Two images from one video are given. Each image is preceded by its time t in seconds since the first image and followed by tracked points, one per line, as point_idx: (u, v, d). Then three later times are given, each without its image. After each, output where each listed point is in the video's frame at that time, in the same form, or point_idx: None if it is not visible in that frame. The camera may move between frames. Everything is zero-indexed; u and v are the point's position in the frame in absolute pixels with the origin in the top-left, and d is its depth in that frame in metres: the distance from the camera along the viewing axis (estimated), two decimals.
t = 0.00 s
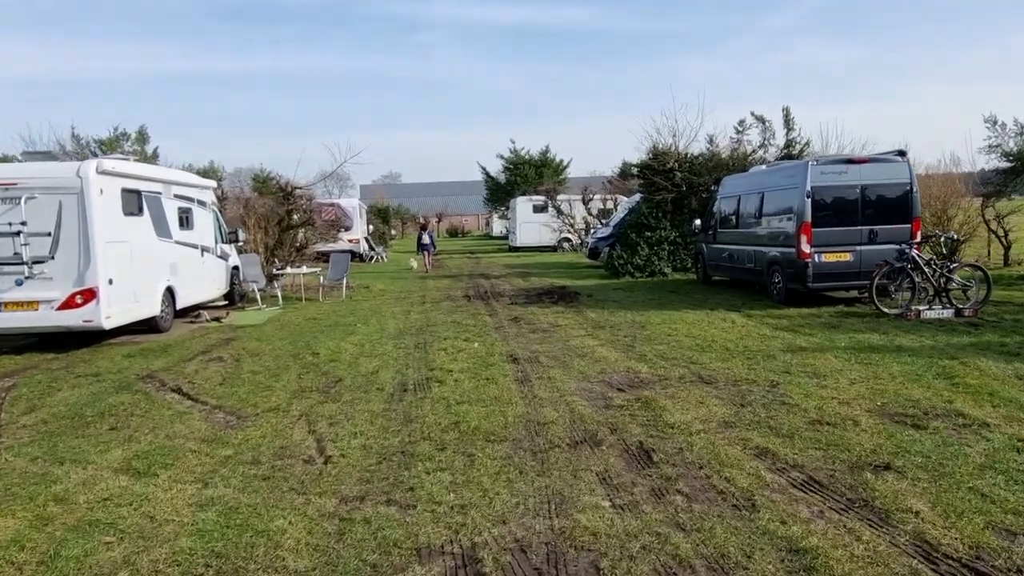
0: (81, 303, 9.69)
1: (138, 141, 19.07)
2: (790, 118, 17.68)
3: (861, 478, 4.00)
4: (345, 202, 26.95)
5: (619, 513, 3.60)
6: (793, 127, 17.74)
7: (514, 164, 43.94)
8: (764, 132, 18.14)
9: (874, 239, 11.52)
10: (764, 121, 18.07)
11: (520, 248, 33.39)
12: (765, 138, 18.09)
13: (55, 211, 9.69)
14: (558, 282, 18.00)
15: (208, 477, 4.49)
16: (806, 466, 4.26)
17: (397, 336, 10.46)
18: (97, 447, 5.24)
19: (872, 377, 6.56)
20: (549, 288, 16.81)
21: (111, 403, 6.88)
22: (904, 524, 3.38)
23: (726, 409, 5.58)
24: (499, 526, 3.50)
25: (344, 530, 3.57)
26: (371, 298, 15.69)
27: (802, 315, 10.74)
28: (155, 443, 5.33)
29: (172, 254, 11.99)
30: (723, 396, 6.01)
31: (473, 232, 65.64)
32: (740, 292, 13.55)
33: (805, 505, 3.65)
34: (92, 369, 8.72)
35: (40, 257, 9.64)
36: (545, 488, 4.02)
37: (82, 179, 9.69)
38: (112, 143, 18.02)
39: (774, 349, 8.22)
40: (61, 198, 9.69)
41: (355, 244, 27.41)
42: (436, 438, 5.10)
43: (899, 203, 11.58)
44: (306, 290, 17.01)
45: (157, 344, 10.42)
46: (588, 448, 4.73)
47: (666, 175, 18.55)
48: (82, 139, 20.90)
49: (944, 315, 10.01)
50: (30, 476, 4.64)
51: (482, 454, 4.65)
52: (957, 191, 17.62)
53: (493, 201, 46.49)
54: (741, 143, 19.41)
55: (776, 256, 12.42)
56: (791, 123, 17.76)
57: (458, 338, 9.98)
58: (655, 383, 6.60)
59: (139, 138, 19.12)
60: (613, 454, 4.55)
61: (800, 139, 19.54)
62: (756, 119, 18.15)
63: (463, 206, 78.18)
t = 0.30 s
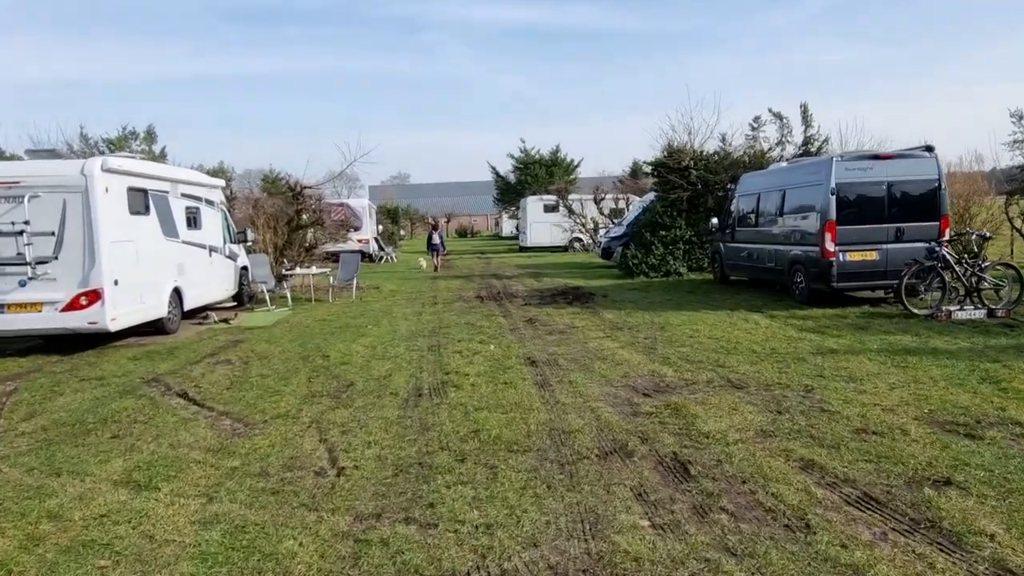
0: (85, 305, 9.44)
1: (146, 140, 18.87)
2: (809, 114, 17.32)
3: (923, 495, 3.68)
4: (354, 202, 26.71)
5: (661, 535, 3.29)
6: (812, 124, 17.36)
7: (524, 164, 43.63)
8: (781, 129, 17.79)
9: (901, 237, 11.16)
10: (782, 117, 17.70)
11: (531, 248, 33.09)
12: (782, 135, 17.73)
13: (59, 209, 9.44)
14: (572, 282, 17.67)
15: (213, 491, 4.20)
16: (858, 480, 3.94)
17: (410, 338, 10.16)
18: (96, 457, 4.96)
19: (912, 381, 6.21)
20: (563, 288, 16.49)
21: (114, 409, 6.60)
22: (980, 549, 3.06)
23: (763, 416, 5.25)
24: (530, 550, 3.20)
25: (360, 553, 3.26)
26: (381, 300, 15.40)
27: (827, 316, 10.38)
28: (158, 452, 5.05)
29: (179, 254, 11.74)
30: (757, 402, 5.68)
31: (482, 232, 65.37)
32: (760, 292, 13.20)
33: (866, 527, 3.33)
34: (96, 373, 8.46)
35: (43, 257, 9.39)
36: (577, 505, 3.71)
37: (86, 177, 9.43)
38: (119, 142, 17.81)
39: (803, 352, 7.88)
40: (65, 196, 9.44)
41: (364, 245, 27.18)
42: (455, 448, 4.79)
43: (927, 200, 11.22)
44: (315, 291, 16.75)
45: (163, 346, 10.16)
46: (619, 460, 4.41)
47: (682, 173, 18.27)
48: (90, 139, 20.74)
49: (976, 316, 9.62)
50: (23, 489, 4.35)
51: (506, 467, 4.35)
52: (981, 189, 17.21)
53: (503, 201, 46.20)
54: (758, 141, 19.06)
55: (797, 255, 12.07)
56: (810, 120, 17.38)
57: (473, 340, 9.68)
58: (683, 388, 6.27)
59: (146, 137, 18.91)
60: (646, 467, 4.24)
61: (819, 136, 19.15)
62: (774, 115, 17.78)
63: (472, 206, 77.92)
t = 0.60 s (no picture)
0: (98, 309, 9.22)
1: (163, 140, 18.73)
2: (839, 114, 16.86)
3: (1004, 532, 3.31)
4: (372, 203, 26.49)
5: None
6: (842, 124, 16.89)
7: (543, 164, 43.26)
8: (810, 129, 17.32)
9: (939, 241, 10.72)
10: (810, 117, 17.25)
11: (550, 250, 32.74)
12: (811, 135, 17.28)
13: (72, 211, 9.22)
14: (593, 285, 17.31)
15: (222, 515, 3.91)
16: (928, 511, 3.57)
17: (429, 344, 9.85)
18: (101, 475, 4.70)
19: (967, 396, 5.80)
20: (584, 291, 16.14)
21: (124, 419, 6.34)
22: None
23: (810, 435, 4.88)
24: None
25: None
26: (399, 302, 15.12)
27: (863, 323, 9.97)
28: (166, 469, 4.77)
29: (194, 257, 11.52)
30: (802, 418, 5.31)
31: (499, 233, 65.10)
32: (789, 297, 12.79)
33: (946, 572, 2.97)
34: (107, 379, 8.22)
35: (56, 259, 9.18)
36: (619, 539, 3.37)
37: (100, 177, 9.21)
38: (136, 142, 17.67)
39: (843, 362, 7.47)
40: (78, 197, 9.22)
41: (382, 246, 26.96)
42: (482, 468, 4.47)
43: (966, 203, 10.78)
44: (333, 293, 16.50)
45: (177, 351, 9.93)
46: (659, 484, 4.07)
47: (706, 174, 17.85)
48: (107, 139, 20.64)
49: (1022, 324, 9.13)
50: (22, 511, 4.09)
51: (538, 491, 4.02)
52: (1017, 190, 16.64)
53: (522, 202, 45.89)
54: (785, 142, 18.63)
55: (830, 259, 11.65)
56: (840, 119, 16.91)
57: (495, 346, 9.35)
58: (720, 403, 5.91)
59: (164, 137, 18.76)
60: (691, 494, 3.90)
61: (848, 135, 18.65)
62: (802, 115, 17.33)
63: (490, 207, 77.66)
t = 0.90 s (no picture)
0: (106, 311, 8.99)
1: (175, 140, 18.56)
2: (862, 115, 16.49)
3: None
4: (384, 205, 26.28)
5: None
6: (865, 125, 16.53)
7: (557, 167, 42.94)
8: (832, 130, 17.00)
9: (973, 245, 10.34)
10: (833, 118, 16.90)
11: (563, 253, 32.44)
12: (833, 136, 16.95)
13: (80, 211, 9.00)
14: (610, 289, 16.98)
15: (228, 538, 3.64)
16: (1002, 542, 3.24)
17: (445, 349, 9.57)
18: (102, 489, 4.43)
19: (1019, 410, 5.45)
20: (601, 295, 15.83)
21: (129, 427, 6.08)
22: None
23: (857, 452, 4.56)
24: None
25: None
26: (413, 305, 14.84)
27: (893, 330, 9.61)
28: (171, 484, 4.51)
29: (205, 258, 11.29)
30: (846, 433, 4.98)
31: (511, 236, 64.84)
32: (813, 302, 12.44)
33: None
34: (114, 384, 7.98)
35: (63, 261, 8.96)
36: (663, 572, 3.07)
37: (108, 177, 8.98)
38: (148, 143, 17.51)
39: (880, 371, 7.12)
40: (86, 197, 9.00)
41: (394, 248, 26.74)
42: (507, 486, 4.17)
43: (1001, 205, 10.41)
44: (345, 296, 16.26)
45: (186, 355, 9.69)
46: (700, 506, 3.76)
47: (725, 176, 17.49)
48: (120, 139, 20.52)
49: None
50: (16, 530, 3.83)
51: (569, 514, 3.72)
52: None
53: (535, 205, 45.62)
54: (806, 143, 18.24)
55: (857, 262, 11.29)
56: (863, 121, 16.55)
57: (513, 352, 9.06)
58: (755, 415, 5.59)
59: (175, 138, 18.59)
60: (736, 518, 3.59)
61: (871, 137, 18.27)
62: (824, 116, 16.99)
63: (502, 209, 77.41)
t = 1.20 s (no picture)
0: (98, 310, 8.67)
1: (171, 134, 18.20)
2: (873, 112, 16.23)
3: None
4: (384, 202, 25.95)
5: None
6: (877, 123, 16.23)
7: (559, 164, 42.62)
8: (842, 127, 16.74)
9: (994, 246, 10.06)
10: (844, 115, 16.60)
11: (565, 251, 32.15)
12: (843, 133, 16.70)
13: (71, 205, 8.67)
14: (615, 288, 16.67)
15: (220, 563, 3.32)
16: None
17: (448, 350, 9.25)
18: (85, 504, 4.11)
19: None
20: (606, 294, 15.51)
21: (118, 433, 5.76)
22: None
23: (897, 469, 4.24)
24: None
25: None
26: (414, 305, 14.52)
27: (913, 333, 9.30)
28: (160, 498, 4.19)
29: (201, 255, 10.97)
30: (882, 447, 4.67)
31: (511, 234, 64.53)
32: (825, 303, 12.15)
33: None
34: (105, 386, 7.66)
35: (54, 257, 8.64)
36: None
37: (101, 170, 8.65)
38: (144, 136, 17.15)
39: (906, 378, 6.81)
40: (78, 191, 8.67)
41: (394, 245, 26.41)
42: (523, 504, 3.86)
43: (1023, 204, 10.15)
44: (345, 294, 15.94)
45: (181, 355, 9.37)
46: (735, 530, 3.45)
47: (733, 173, 17.10)
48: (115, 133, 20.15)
49: None
50: None
51: (593, 539, 3.41)
52: None
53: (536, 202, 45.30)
54: (815, 141, 17.94)
55: (873, 263, 10.98)
56: (875, 118, 16.24)
57: (519, 354, 8.74)
58: (781, 426, 5.28)
59: (172, 131, 18.23)
60: (777, 546, 3.27)
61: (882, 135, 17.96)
62: (835, 113, 16.68)
63: (502, 207, 77.08)
